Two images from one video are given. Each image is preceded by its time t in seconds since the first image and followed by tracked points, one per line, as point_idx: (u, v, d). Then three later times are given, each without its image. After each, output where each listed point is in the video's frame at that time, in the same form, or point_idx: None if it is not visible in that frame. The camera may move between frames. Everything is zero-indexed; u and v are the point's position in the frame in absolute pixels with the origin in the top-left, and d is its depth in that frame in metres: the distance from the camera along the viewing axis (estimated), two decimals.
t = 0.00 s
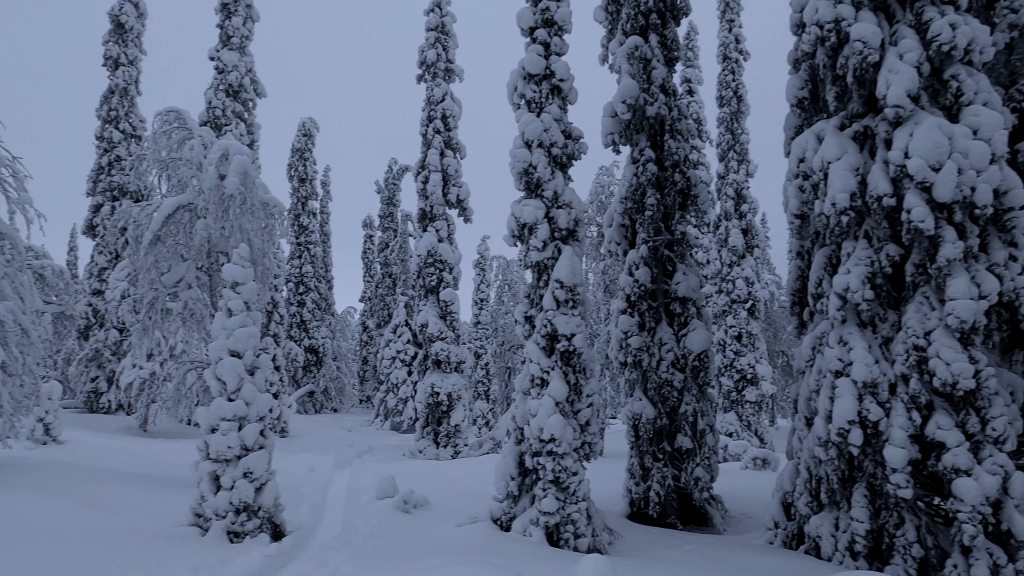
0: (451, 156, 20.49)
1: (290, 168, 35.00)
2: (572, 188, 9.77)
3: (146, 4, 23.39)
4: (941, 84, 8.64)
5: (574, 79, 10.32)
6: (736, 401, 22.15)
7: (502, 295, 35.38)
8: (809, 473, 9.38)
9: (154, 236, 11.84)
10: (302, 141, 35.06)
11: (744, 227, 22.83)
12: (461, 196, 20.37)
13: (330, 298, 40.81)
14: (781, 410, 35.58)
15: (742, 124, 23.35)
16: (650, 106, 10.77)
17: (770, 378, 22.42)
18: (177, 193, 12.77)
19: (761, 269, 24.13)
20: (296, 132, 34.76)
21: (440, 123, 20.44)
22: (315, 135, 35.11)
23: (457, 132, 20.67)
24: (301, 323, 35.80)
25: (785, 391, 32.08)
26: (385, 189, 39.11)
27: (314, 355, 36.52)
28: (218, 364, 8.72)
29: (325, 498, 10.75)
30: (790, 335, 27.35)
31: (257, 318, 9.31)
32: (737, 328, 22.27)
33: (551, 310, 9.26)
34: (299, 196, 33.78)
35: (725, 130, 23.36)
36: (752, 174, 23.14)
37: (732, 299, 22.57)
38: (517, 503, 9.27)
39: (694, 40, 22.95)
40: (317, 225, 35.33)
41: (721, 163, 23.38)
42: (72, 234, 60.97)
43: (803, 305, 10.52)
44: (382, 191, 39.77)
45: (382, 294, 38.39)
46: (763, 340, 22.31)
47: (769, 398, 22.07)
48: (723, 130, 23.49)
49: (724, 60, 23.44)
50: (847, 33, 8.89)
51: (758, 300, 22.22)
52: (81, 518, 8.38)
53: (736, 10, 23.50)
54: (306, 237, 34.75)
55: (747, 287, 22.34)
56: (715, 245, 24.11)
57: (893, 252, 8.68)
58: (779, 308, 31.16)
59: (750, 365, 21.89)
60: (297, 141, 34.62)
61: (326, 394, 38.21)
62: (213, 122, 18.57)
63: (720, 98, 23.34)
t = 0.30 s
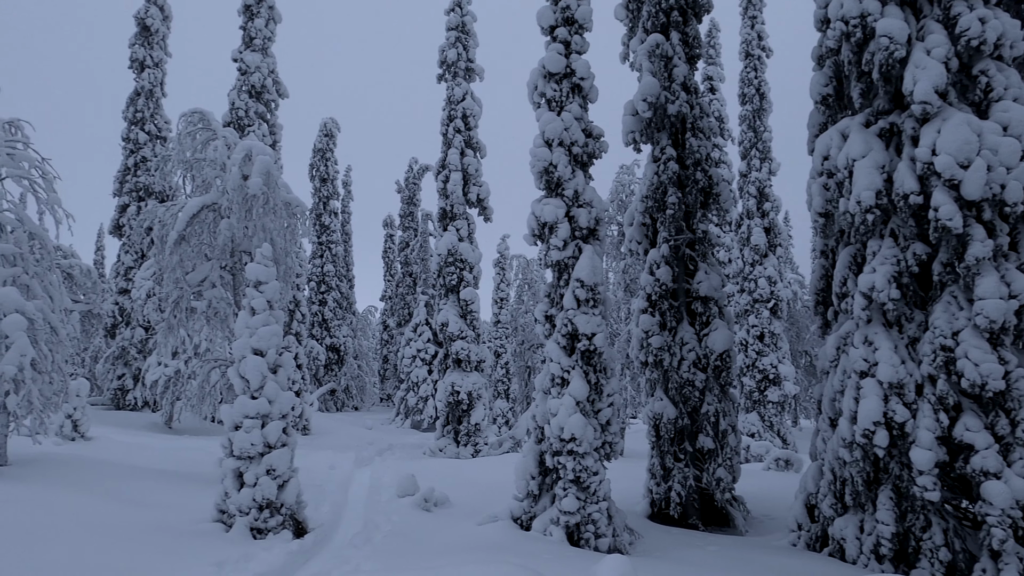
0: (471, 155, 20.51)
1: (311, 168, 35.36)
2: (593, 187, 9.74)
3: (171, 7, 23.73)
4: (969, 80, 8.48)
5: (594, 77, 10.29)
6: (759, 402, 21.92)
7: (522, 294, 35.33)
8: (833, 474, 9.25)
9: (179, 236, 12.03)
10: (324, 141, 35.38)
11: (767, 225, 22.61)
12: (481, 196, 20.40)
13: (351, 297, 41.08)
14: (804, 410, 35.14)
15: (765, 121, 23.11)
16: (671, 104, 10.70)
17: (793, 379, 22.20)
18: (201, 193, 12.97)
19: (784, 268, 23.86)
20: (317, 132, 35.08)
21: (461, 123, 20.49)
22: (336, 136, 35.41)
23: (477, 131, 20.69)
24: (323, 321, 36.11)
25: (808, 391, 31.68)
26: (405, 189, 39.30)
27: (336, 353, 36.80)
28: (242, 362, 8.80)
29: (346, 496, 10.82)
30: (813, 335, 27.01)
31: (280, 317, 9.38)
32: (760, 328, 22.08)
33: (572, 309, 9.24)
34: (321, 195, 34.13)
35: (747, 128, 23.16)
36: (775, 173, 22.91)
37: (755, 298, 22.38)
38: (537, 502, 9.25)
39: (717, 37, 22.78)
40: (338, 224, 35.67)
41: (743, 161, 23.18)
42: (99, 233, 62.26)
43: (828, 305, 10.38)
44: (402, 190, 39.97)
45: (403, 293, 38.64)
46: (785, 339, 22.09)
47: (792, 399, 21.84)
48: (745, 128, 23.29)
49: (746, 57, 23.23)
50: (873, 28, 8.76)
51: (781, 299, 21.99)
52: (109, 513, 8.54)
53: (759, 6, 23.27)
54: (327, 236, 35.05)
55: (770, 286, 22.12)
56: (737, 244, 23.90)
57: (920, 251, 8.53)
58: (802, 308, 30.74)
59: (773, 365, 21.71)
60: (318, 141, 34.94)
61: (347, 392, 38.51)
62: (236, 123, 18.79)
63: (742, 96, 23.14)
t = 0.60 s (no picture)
0: (483, 156, 20.54)
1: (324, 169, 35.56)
2: (605, 187, 9.72)
3: (185, 9, 23.90)
4: (986, 79, 8.40)
5: (607, 77, 10.27)
6: (772, 403, 21.92)
7: (534, 295, 35.31)
8: (848, 477, 9.16)
9: (193, 237, 12.15)
10: (336, 142, 35.56)
11: (780, 226, 22.51)
12: (493, 196, 20.42)
13: (363, 298, 41.23)
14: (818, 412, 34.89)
15: (779, 121, 22.99)
16: (684, 104, 10.67)
17: (806, 380, 22.09)
18: (215, 194, 13.12)
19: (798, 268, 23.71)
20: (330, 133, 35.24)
21: (472, 123, 20.52)
22: (349, 137, 35.56)
23: (489, 132, 20.72)
24: (336, 322, 36.23)
25: (823, 392, 31.48)
26: (417, 189, 39.41)
27: (348, 354, 36.96)
28: (255, 362, 8.84)
29: (359, 495, 10.87)
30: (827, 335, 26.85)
31: (293, 317, 9.42)
32: (773, 329, 22.00)
33: (584, 310, 9.22)
34: (334, 196, 34.34)
35: (760, 128, 23.06)
36: (789, 173, 22.78)
37: (768, 299, 22.31)
38: (549, 503, 9.24)
39: (729, 37, 22.69)
40: (350, 225, 35.85)
41: (756, 161, 23.09)
42: (115, 235, 62.93)
43: (842, 306, 10.30)
44: (415, 191, 40.08)
45: (415, 294, 38.78)
46: (799, 341, 21.98)
47: (805, 400, 21.73)
48: (759, 128, 23.19)
49: (759, 56, 23.13)
50: (888, 27, 8.69)
51: (795, 300, 21.87)
52: (125, 511, 8.61)
53: (772, 6, 23.16)
54: (340, 237, 35.20)
55: (783, 287, 22.03)
56: (750, 245, 23.80)
57: (936, 252, 8.45)
58: (816, 309, 30.56)
59: (786, 366, 21.64)
60: (330, 142, 35.12)
61: (359, 393, 38.64)
62: (250, 125, 18.89)
63: (755, 95, 23.04)
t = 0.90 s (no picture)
0: (499, 158, 20.57)
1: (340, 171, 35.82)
2: (622, 188, 9.70)
3: (204, 15, 24.19)
4: (1010, 76, 8.26)
5: (623, 78, 10.25)
6: (791, 405, 21.77)
7: (550, 296, 35.24)
8: (869, 479, 9.06)
9: (213, 239, 12.30)
10: (353, 145, 35.80)
11: (799, 226, 22.31)
12: (509, 198, 20.44)
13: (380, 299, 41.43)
14: (839, 414, 34.48)
15: (797, 120, 22.79)
16: (701, 104, 10.62)
17: (826, 381, 21.88)
18: (235, 197, 13.30)
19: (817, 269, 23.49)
20: (347, 136, 35.49)
21: (489, 125, 20.56)
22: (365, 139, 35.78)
23: (506, 133, 20.74)
24: (353, 324, 36.46)
25: (843, 394, 31.11)
26: (433, 191, 39.56)
27: (365, 355, 37.13)
28: (274, 363, 8.91)
29: (377, 496, 10.91)
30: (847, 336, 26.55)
31: (311, 319, 9.48)
32: (792, 330, 21.84)
33: (601, 311, 9.20)
34: (351, 199, 34.63)
35: (778, 127, 22.89)
36: (808, 172, 22.60)
37: (787, 300, 22.14)
38: (567, 505, 9.23)
39: (747, 36, 22.56)
40: (367, 227, 36.10)
41: (774, 161, 22.92)
42: (136, 238, 63.88)
43: (863, 306, 10.19)
44: (431, 192, 40.23)
45: (432, 295, 38.92)
46: (819, 342, 21.78)
47: (826, 402, 21.51)
48: (777, 127, 23.01)
49: (777, 55, 22.97)
50: (909, 24, 8.59)
51: (814, 301, 21.70)
52: (147, 511, 8.71)
53: (790, 4, 22.96)
54: (357, 239, 35.47)
55: (802, 288, 21.84)
56: (768, 246, 23.65)
57: (959, 252, 8.32)
58: (835, 309, 30.23)
59: (806, 367, 21.48)
60: (347, 145, 35.39)
61: (377, 394, 38.81)
62: (269, 128, 19.05)
63: (773, 95, 22.87)
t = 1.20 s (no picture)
0: (514, 157, 20.57)
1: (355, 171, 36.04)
2: (637, 187, 9.66)
3: (221, 17, 24.41)
4: None
5: (639, 76, 10.21)
6: (808, 405, 21.60)
7: (565, 296, 35.15)
8: (889, 480, 8.95)
9: (231, 239, 12.44)
10: (368, 145, 35.99)
11: (816, 225, 22.13)
12: (524, 197, 20.45)
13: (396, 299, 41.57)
14: (858, 415, 34.09)
15: (814, 118, 22.60)
16: (717, 102, 10.55)
17: (844, 382, 21.67)
18: (251, 197, 13.46)
19: (835, 268, 23.27)
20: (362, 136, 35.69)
21: (503, 124, 20.58)
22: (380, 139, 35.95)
23: (520, 133, 20.75)
24: (368, 323, 36.63)
25: (862, 394, 30.75)
26: (448, 191, 39.69)
27: (380, 354, 37.28)
28: (291, 362, 8.97)
29: (393, 495, 10.95)
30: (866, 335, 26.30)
31: (328, 318, 9.54)
32: (810, 330, 21.68)
33: (616, 310, 9.18)
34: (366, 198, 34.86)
35: (795, 125, 22.73)
36: (826, 170, 22.44)
37: (804, 299, 22.00)
38: (583, 504, 9.21)
39: (763, 33, 22.41)
40: (383, 226, 36.29)
41: (791, 159, 22.77)
42: (155, 239, 64.70)
43: (882, 306, 10.07)
44: (445, 192, 40.35)
45: (447, 294, 39.04)
46: (837, 341, 21.60)
47: (844, 402, 21.31)
48: (793, 125, 22.84)
49: (794, 52, 22.81)
50: (929, 20, 8.50)
51: (832, 300, 21.56)
52: (168, 508, 8.80)
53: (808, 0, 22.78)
54: (372, 239, 35.69)
55: (820, 287, 21.75)
56: (785, 244, 23.53)
57: (980, 250, 8.21)
58: (854, 308, 29.90)
59: (823, 367, 21.32)
60: (363, 145, 35.61)
61: (392, 393, 38.96)
62: (285, 129, 19.17)
63: (789, 92, 22.73)
